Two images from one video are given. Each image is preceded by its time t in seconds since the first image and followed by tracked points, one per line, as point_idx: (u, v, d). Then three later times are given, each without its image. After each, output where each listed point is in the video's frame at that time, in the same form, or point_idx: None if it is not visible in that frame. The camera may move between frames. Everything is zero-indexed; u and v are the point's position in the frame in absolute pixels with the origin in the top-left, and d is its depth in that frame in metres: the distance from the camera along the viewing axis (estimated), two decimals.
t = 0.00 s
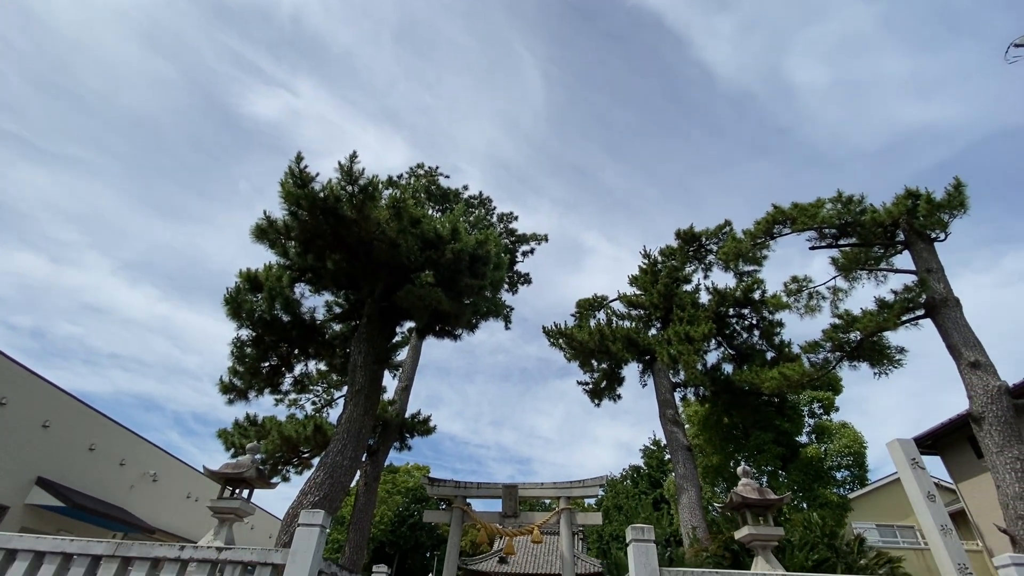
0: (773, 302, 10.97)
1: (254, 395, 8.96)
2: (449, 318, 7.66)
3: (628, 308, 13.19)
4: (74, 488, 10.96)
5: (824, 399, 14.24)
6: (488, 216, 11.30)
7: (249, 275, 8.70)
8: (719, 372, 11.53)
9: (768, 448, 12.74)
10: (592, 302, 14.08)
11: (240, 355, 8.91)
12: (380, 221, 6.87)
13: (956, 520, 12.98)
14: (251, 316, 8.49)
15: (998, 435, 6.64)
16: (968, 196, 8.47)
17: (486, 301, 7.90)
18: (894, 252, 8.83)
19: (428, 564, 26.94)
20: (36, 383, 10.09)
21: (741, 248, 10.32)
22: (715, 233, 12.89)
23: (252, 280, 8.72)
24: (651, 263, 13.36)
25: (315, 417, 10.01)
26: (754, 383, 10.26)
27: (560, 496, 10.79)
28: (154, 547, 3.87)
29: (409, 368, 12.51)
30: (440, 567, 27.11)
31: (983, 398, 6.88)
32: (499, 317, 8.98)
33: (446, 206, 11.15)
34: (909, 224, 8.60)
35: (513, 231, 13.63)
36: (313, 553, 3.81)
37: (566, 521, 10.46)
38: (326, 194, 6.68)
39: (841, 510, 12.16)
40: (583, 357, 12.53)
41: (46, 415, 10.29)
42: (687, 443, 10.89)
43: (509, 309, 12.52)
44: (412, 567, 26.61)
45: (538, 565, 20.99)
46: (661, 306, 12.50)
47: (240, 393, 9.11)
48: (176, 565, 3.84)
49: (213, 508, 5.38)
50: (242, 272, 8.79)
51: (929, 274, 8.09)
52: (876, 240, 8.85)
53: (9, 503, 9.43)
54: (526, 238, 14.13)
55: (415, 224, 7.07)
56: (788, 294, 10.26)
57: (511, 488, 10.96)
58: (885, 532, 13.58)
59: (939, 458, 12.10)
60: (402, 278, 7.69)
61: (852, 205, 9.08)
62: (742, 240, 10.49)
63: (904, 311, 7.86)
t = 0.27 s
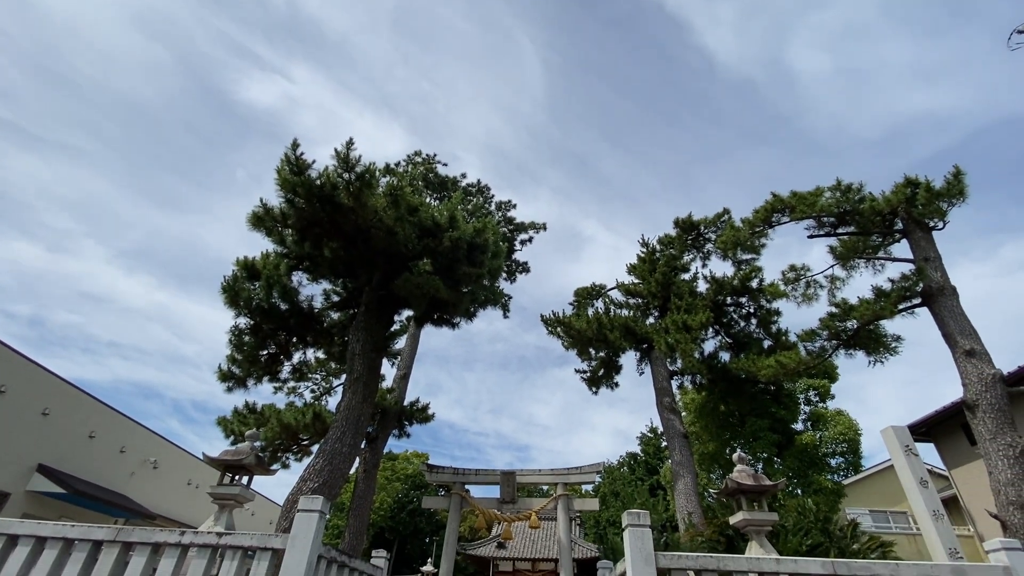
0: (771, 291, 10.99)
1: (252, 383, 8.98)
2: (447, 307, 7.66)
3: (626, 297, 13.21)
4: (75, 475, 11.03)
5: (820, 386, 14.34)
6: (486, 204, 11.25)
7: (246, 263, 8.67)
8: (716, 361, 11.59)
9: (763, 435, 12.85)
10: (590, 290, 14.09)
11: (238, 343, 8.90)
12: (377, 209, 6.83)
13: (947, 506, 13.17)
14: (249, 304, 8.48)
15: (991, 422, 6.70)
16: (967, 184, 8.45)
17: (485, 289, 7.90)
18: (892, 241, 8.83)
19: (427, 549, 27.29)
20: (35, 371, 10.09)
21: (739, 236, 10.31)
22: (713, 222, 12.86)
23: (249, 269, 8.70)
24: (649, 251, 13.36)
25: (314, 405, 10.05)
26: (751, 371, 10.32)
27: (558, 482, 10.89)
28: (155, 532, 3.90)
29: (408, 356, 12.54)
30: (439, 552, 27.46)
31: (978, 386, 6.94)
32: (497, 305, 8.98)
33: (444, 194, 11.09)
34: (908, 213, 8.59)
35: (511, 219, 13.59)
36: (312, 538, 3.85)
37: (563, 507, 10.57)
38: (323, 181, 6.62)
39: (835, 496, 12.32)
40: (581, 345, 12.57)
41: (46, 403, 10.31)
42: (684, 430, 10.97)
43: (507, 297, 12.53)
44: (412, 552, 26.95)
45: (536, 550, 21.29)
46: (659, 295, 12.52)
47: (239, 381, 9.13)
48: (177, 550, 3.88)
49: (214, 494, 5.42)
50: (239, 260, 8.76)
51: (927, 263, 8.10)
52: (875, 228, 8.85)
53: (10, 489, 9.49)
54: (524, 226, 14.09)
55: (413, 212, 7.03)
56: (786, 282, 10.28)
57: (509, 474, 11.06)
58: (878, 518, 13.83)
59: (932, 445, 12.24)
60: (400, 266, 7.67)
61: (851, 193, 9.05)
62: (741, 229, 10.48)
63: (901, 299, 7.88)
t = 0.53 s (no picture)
0: (769, 278, 11.01)
1: (251, 370, 9.01)
2: (445, 294, 7.66)
3: (624, 284, 13.22)
4: (76, 462, 11.10)
5: (816, 373, 14.45)
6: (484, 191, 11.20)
7: (243, 251, 8.64)
8: (713, 347, 11.65)
9: (759, 421, 12.97)
10: (588, 278, 14.09)
11: (237, 331, 8.90)
12: (374, 196, 6.78)
13: (940, 490, 13.37)
14: (246, 292, 8.47)
15: (985, 408, 6.77)
16: (966, 170, 8.43)
17: (483, 277, 7.89)
18: (890, 228, 8.82)
19: (427, 533, 27.65)
20: (34, 359, 10.10)
21: (738, 223, 10.29)
22: (712, 209, 12.82)
23: (247, 256, 8.67)
24: (648, 239, 13.34)
25: (313, 392, 10.10)
26: (747, 357, 10.38)
27: (556, 467, 11.01)
28: (156, 516, 3.94)
29: (406, 344, 12.58)
30: (438, 536, 27.82)
31: (972, 372, 7.00)
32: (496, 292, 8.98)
33: (442, 181, 11.03)
34: (907, 199, 8.56)
35: (509, 206, 13.53)
36: (312, 523, 3.89)
37: (561, 491, 10.69)
38: (319, 167, 6.56)
39: (829, 480, 12.48)
40: (579, 332, 12.61)
41: (45, 390, 10.33)
42: (681, 416, 11.06)
43: (506, 285, 12.54)
44: (412, 536, 27.30)
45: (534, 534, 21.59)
46: (657, 282, 12.53)
47: (238, 368, 9.16)
48: (178, 534, 3.92)
49: (214, 480, 5.47)
50: (236, 247, 8.73)
51: (925, 250, 8.10)
52: (873, 215, 8.84)
53: (12, 476, 9.56)
54: (523, 213, 14.05)
55: (410, 199, 6.99)
56: (783, 270, 10.28)
57: (507, 460, 11.17)
58: (871, 502, 14.06)
59: (926, 430, 12.38)
60: (398, 253, 7.65)
61: (851, 179, 9.02)
62: (739, 216, 10.45)
63: (898, 286, 7.90)
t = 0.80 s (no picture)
0: (767, 264, 11.00)
1: (251, 357, 9.03)
2: (443, 280, 7.65)
3: (622, 270, 13.22)
4: (78, 448, 11.18)
5: (813, 358, 14.53)
6: (481, 177, 11.13)
7: (240, 238, 8.60)
8: (711, 333, 11.69)
9: (756, 405, 13.07)
10: (587, 264, 14.08)
11: (235, 317, 8.90)
12: (371, 181, 6.71)
13: (933, 472, 13.55)
14: (244, 279, 8.45)
15: (980, 391, 6.82)
16: (967, 154, 8.38)
17: (481, 263, 7.86)
18: (889, 212, 8.80)
19: (427, 517, 28.00)
20: (34, 346, 10.10)
21: (737, 208, 10.25)
22: (711, 194, 12.76)
23: (244, 243, 8.64)
24: (646, 224, 13.30)
25: (313, 378, 10.14)
26: (745, 343, 10.43)
27: (554, 451, 11.11)
28: (159, 500, 3.97)
29: (405, 330, 12.61)
30: (438, 519, 28.19)
31: (968, 356, 7.04)
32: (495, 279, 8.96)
33: (440, 166, 10.96)
34: (906, 183, 8.53)
35: (507, 192, 13.46)
36: (313, 506, 3.93)
37: (559, 475, 10.82)
38: (316, 153, 6.50)
39: (825, 463, 12.62)
40: (578, 318, 12.64)
41: (45, 377, 10.35)
42: (678, 400, 11.14)
43: (504, 271, 12.53)
44: (412, 519, 27.65)
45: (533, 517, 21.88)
46: (655, 268, 12.52)
47: (238, 355, 9.18)
48: (181, 517, 3.95)
49: (215, 465, 5.51)
50: (233, 234, 8.69)
51: (924, 235, 8.09)
52: (872, 200, 8.81)
53: (15, 462, 9.63)
54: (521, 199, 13.98)
55: (407, 184, 6.91)
56: (782, 255, 10.27)
57: (506, 444, 11.27)
58: (865, 484, 14.26)
59: (921, 414, 12.50)
60: (396, 239, 7.62)
61: (851, 163, 8.97)
62: (738, 201, 10.41)
63: (896, 271, 7.90)
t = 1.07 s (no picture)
0: (767, 248, 10.97)
1: (251, 343, 9.05)
2: (442, 265, 7.63)
3: (622, 255, 13.20)
4: (80, 433, 11.25)
5: (811, 342, 14.60)
6: (480, 161, 11.04)
7: (237, 223, 8.58)
8: (710, 317, 11.71)
9: (754, 388, 13.17)
10: (586, 249, 14.05)
11: (234, 303, 8.90)
12: (368, 164, 6.63)
13: (928, 454, 13.70)
14: (242, 265, 8.43)
15: (977, 373, 6.86)
16: (970, 136, 8.30)
17: (480, 249, 7.82)
18: (890, 195, 8.75)
19: (428, 500, 28.37)
20: (33, 332, 10.09)
21: (737, 192, 10.19)
22: (711, 178, 12.67)
23: (241, 229, 8.62)
24: (646, 209, 13.24)
25: (313, 364, 10.18)
26: (744, 327, 10.46)
27: (553, 435, 11.20)
28: (161, 483, 4.00)
29: (405, 316, 12.62)
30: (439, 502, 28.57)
31: (966, 339, 7.07)
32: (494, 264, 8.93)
33: (438, 151, 10.87)
34: (908, 166, 8.46)
35: (506, 177, 13.37)
36: (315, 489, 3.96)
37: (558, 458, 10.92)
38: (312, 136, 6.43)
39: (821, 446, 12.76)
40: (577, 304, 12.66)
41: (46, 363, 10.37)
42: (677, 384, 11.20)
43: (503, 256, 12.51)
44: (413, 502, 28.02)
45: (533, 499, 22.17)
46: (655, 253, 12.49)
47: (238, 341, 9.20)
48: (183, 501, 3.98)
49: (217, 449, 5.55)
50: (231, 220, 8.66)
51: (924, 218, 8.06)
52: (873, 183, 8.76)
53: (17, 448, 9.70)
54: (520, 184, 13.89)
55: (405, 168, 6.82)
56: (782, 239, 10.25)
57: (506, 428, 11.36)
58: (861, 466, 14.44)
59: (917, 397, 12.60)
60: (394, 224, 7.57)
61: (852, 146, 8.90)
62: (738, 185, 10.34)
63: (896, 255, 7.88)
